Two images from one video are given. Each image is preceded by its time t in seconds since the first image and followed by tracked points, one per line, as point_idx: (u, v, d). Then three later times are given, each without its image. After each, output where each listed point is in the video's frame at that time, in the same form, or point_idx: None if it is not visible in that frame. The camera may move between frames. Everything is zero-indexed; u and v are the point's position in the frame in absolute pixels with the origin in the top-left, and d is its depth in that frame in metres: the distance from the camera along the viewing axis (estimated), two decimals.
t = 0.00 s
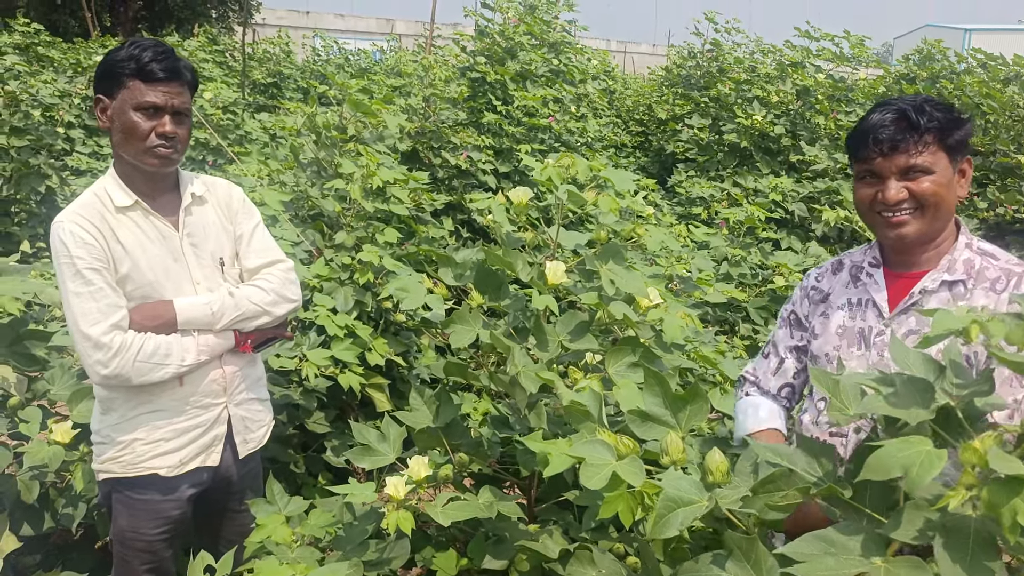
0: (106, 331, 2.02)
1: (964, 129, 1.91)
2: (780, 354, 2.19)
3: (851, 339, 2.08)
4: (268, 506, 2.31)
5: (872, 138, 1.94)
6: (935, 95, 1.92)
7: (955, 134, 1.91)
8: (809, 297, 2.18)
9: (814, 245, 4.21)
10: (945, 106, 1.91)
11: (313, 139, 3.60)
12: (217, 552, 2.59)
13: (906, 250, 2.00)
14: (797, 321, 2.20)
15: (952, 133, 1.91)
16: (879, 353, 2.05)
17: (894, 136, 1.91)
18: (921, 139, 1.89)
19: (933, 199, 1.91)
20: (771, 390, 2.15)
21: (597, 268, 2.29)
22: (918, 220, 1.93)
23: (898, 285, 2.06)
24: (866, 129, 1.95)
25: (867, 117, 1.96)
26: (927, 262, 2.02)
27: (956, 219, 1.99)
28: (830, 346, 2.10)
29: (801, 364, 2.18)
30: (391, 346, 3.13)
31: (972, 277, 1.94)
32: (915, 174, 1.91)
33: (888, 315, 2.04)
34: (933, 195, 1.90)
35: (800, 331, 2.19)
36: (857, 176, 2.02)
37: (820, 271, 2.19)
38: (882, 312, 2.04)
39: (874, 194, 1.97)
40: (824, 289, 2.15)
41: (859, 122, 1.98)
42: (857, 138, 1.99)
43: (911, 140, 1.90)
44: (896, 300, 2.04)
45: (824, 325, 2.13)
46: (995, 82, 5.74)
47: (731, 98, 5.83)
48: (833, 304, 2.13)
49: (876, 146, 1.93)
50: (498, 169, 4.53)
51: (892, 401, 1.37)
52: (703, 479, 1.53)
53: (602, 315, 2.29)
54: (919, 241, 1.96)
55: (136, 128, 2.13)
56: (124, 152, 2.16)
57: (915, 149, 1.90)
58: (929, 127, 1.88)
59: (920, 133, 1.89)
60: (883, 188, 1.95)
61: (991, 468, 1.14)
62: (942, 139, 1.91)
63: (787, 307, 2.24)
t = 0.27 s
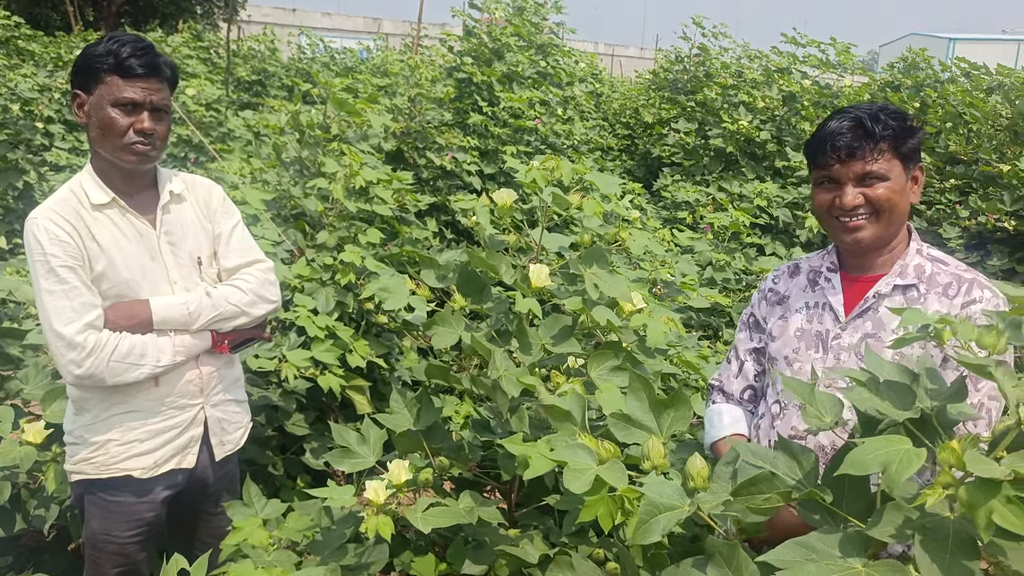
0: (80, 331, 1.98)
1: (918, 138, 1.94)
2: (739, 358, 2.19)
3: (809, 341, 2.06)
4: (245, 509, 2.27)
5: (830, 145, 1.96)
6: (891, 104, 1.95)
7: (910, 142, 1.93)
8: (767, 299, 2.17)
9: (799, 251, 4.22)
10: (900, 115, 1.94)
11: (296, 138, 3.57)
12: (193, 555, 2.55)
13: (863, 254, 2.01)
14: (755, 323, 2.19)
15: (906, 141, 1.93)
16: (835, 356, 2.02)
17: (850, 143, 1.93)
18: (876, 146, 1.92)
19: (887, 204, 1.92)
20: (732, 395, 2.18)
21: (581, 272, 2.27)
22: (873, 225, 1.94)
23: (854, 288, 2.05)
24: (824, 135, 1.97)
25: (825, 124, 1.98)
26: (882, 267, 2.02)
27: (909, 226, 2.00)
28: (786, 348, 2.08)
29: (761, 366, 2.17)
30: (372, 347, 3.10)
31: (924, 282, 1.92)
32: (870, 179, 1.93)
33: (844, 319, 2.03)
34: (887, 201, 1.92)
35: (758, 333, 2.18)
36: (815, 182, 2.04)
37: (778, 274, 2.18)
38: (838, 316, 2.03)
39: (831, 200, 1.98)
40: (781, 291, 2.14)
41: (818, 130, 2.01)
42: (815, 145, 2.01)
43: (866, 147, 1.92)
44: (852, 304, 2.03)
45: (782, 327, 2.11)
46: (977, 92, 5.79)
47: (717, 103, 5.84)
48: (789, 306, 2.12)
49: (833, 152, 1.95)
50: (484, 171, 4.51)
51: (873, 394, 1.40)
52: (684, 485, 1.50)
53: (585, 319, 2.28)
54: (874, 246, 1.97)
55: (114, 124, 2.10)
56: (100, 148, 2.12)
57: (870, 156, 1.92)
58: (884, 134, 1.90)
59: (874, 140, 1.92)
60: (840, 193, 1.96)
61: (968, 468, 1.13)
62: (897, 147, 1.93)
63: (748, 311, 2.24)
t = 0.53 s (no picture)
0: (42, 332, 1.95)
1: (873, 137, 1.97)
2: (709, 361, 2.21)
3: (774, 340, 2.07)
4: (214, 511, 2.24)
5: (787, 145, 1.98)
6: (846, 105, 1.98)
7: (864, 141, 1.96)
8: (733, 301, 2.19)
9: (771, 249, 4.26)
10: (855, 115, 1.97)
11: (269, 135, 3.53)
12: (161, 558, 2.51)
13: (822, 252, 2.03)
14: (722, 326, 2.21)
15: (862, 140, 1.96)
16: (800, 353, 2.03)
17: (807, 143, 1.95)
18: (832, 146, 1.94)
19: (845, 203, 1.94)
20: (703, 397, 2.20)
21: (554, 271, 2.27)
22: (832, 223, 1.96)
23: (815, 285, 2.07)
24: (782, 136, 1.99)
25: (783, 125, 2.00)
26: (842, 265, 2.04)
27: (866, 224, 2.03)
28: (752, 349, 2.10)
29: (730, 369, 2.19)
30: (345, 347, 3.07)
31: (884, 277, 1.96)
32: (828, 179, 1.95)
33: (808, 316, 2.04)
34: (844, 199, 1.94)
35: (725, 336, 2.20)
36: (774, 181, 2.06)
37: (744, 277, 2.20)
38: (802, 313, 2.05)
39: (790, 199, 2.00)
40: (747, 294, 2.16)
41: (776, 130, 2.03)
42: (774, 145, 2.03)
43: (823, 147, 1.94)
44: (815, 301, 2.05)
45: (748, 328, 2.12)
46: (946, 92, 5.89)
47: (691, 102, 5.88)
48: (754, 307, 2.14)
49: (790, 152, 1.97)
50: (458, 169, 4.50)
51: (841, 395, 1.40)
52: (654, 484, 1.51)
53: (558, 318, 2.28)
54: (833, 244, 1.99)
55: (77, 121, 2.06)
56: (64, 145, 2.08)
57: (827, 156, 1.95)
58: (840, 134, 1.93)
59: (830, 140, 1.94)
60: (799, 193, 1.98)
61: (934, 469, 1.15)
62: (853, 147, 1.96)
63: (716, 315, 2.25)
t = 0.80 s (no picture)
0: None
1: (834, 135, 1.99)
2: (680, 362, 2.23)
3: (744, 340, 2.09)
4: (178, 513, 2.21)
5: (749, 145, 2.00)
6: (807, 103, 1.99)
7: (826, 140, 1.98)
8: (703, 302, 2.21)
9: (740, 246, 4.30)
10: (816, 114, 1.98)
11: (236, 132, 3.49)
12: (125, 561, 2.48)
13: (787, 250, 2.05)
14: (693, 327, 2.23)
15: (823, 139, 1.98)
16: (768, 352, 2.05)
17: (769, 143, 1.97)
18: (793, 146, 1.96)
19: (807, 201, 1.96)
20: (676, 397, 2.22)
21: (522, 269, 2.27)
22: (795, 222, 1.98)
23: (782, 283, 2.09)
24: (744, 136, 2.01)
25: (745, 124, 2.02)
26: (808, 262, 2.06)
27: (831, 221, 2.05)
28: (722, 348, 2.12)
29: (701, 370, 2.22)
30: (314, 346, 3.05)
31: (849, 273, 1.98)
32: (790, 178, 1.97)
33: (776, 315, 2.07)
34: (807, 198, 1.96)
35: (697, 337, 2.23)
36: (737, 180, 2.08)
37: (713, 278, 2.22)
38: (770, 313, 2.07)
39: (754, 198, 2.02)
40: (716, 294, 2.18)
41: (739, 129, 2.04)
42: (736, 144, 2.04)
43: (784, 146, 1.96)
44: (783, 299, 2.07)
45: (718, 328, 2.14)
46: (911, 91, 5.99)
47: (662, 100, 5.92)
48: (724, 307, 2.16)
49: (752, 152, 1.99)
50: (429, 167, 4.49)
51: (803, 394, 1.41)
52: (619, 481, 1.51)
53: (526, 317, 2.27)
54: (797, 242, 2.02)
55: (35, 117, 2.02)
56: (21, 142, 2.04)
57: (788, 155, 1.96)
58: (801, 134, 1.95)
59: (792, 140, 1.96)
60: (762, 192, 2.00)
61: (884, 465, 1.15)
62: (814, 146, 1.97)
63: (687, 316, 2.27)
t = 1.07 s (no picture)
0: None
1: (818, 140, 2.01)
2: (664, 365, 2.26)
3: (726, 344, 2.12)
4: (157, 518, 2.20)
5: (734, 148, 2.02)
6: (791, 108, 2.01)
7: (810, 144, 2.00)
8: (687, 305, 2.24)
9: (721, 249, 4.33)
10: (800, 119, 2.00)
11: (216, 135, 3.47)
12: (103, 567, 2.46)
13: (771, 254, 2.07)
14: (677, 330, 2.26)
15: (807, 143, 2.00)
16: (750, 357, 2.07)
17: (753, 146, 1.99)
18: (778, 150, 1.98)
19: (791, 205, 1.98)
20: (659, 401, 2.25)
21: (502, 272, 2.28)
22: (779, 226, 2.00)
23: (765, 287, 2.11)
24: (728, 139, 2.02)
25: (729, 128, 2.03)
26: (791, 266, 2.09)
27: (815, 225, 2.07)
28: (704, 352, 2.14)
29: (684, 373, 2.24)
30: (295, 350, 3.04)
31: (832, 278, 2.00)
32: (774, 181, 1.99)
33: (758, 319, 2.08)
34: (790, 202, 1.98)
35: (680, 340, 2.25)
36: (722, 184, 2.10)
37: (697, 281, 2.24)
38: (753, 317, 2.09)
39: (738, 201, 2.04)
40: (699, 297, 2.20)
41: (724, 132, 2.06)
42: (721, 147, 2.06)
43: (768, 150, 1.98)
44: (766, 303, 2.09)
45: (701, 332, 2.16)
46: (890, 96, 6.06)
47: (644, 103, 5.95)
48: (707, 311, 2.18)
49: (736, 155, 2.00)
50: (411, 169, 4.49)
51: (778, 396, 1.43)
52: (598, 483, 1.51)
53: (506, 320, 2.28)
54: (781, 246, 2.04)
55: (11, 119, 2.00)
56: None
57: (772, 159, 1.98)
58: (784, 138, 1.97)
59: (776, 143, 1.98)
60: (746, 195, 2.02)
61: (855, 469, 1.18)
62: (799, 150, 2.00)
63: (671, 318, 2.30)
